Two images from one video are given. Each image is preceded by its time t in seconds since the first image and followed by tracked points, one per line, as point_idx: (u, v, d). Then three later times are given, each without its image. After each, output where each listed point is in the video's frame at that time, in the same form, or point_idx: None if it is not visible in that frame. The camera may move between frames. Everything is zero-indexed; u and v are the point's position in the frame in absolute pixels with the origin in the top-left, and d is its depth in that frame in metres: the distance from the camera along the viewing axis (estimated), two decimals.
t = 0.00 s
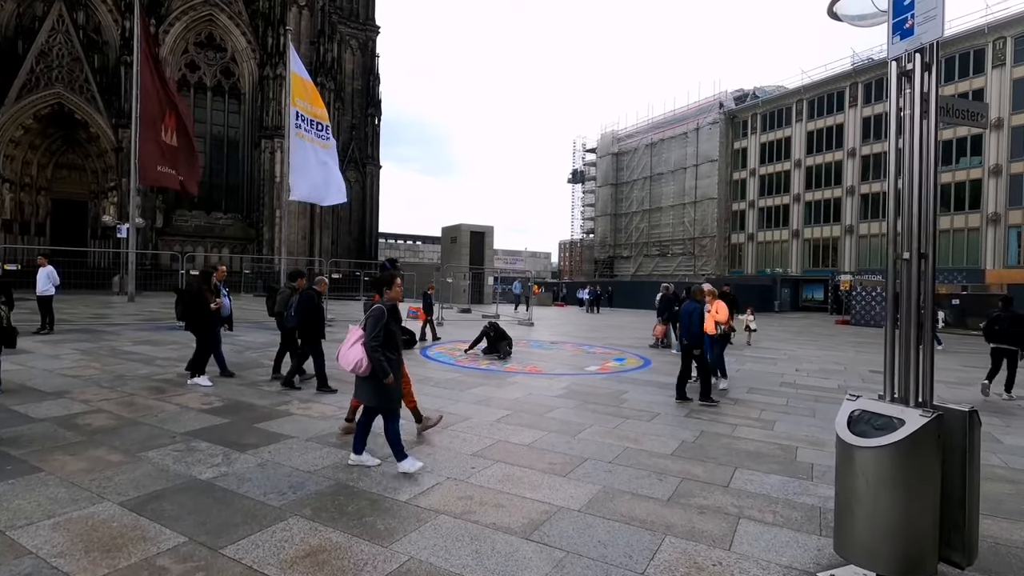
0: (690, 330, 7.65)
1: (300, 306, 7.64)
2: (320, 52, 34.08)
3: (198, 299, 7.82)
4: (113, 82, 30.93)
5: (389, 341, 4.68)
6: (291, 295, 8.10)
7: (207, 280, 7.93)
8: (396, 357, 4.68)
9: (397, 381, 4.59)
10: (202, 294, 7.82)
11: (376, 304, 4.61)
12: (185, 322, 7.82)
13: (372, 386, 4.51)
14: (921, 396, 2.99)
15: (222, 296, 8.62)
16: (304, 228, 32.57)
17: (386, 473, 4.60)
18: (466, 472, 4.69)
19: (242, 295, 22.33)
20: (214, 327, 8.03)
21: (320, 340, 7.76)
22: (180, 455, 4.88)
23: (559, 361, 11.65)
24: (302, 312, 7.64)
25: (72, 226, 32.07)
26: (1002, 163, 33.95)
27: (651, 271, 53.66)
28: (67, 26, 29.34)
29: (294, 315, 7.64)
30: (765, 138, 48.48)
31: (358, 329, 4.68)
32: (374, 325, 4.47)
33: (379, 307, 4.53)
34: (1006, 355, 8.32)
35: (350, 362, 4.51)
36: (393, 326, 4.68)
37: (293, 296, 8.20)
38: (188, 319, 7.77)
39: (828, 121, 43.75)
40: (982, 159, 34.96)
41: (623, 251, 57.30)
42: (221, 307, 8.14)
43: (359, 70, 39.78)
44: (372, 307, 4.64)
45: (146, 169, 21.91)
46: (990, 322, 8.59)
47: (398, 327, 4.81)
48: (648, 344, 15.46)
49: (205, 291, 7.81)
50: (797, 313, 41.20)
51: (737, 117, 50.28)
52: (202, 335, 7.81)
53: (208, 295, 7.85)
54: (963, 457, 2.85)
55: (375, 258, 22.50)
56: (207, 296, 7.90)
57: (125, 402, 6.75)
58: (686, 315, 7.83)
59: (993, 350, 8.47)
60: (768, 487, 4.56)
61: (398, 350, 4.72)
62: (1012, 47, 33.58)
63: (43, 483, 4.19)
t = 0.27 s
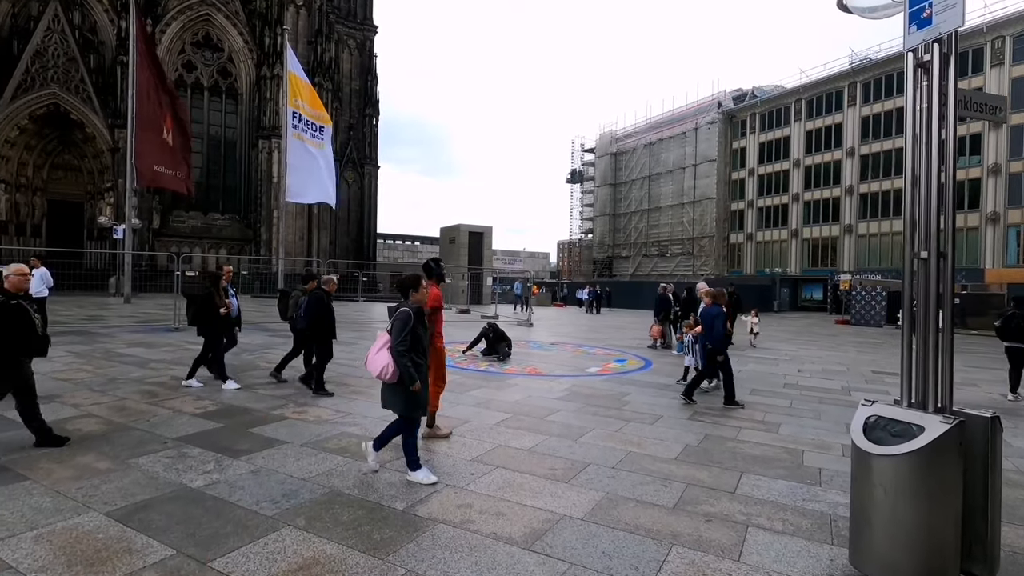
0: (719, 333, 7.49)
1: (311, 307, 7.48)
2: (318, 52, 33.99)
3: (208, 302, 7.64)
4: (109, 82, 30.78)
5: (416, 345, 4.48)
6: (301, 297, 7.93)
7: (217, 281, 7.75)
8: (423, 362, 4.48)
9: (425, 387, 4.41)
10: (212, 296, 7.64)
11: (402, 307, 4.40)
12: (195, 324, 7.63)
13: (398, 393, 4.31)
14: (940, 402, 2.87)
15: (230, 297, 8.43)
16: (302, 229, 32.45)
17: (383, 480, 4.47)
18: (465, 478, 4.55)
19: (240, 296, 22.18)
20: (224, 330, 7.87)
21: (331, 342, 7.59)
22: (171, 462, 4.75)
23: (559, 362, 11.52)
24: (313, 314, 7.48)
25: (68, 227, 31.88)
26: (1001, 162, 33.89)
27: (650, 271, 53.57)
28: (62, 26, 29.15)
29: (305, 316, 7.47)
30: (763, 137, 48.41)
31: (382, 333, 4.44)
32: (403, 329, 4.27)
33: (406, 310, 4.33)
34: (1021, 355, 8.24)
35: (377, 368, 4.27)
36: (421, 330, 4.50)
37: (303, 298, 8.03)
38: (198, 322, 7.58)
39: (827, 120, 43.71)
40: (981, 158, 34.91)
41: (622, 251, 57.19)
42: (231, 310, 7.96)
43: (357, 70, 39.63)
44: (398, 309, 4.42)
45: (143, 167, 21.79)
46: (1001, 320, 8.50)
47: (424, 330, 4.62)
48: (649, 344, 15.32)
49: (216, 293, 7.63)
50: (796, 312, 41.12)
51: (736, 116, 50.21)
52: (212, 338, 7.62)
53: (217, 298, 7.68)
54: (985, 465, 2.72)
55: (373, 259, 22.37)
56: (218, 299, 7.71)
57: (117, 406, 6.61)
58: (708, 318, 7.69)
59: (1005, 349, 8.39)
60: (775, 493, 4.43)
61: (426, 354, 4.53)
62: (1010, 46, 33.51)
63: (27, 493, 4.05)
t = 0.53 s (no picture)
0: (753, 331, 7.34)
1: (324, 306, 7.40)
2: (318, 51, 33.86)
3: (226, 302, 7.60)
4: (108, 82, 30.64)
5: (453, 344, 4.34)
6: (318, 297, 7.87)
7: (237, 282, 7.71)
8: (459, 361, 4.36)
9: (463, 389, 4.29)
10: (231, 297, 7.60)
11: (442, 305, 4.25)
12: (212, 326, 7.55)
13: (434, 396, 4.16)
14: (977, 406, 2.74)
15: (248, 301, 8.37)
16: (302, 228, 32.32)
17: (388, 485, 4.33)
18: (473, 483, 4.41)
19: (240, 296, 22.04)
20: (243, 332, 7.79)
21: (346, 343, 7.48)
22: (170, 466, 4.61)
23: (563, 362, 11.38)
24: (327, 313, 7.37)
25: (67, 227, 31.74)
26: (1004, 161, 33.78)
27: (651, 271, 53.42)
28: (61, 25, 28.97)
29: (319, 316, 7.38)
30: (764, 136, 48.29)
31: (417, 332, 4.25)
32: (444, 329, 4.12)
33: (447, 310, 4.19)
34: None
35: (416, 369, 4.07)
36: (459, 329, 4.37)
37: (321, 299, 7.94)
38: (216, 323, 7.51)
39: (828, 120, 43.59)
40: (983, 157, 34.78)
41: (623, 251, 57.06)
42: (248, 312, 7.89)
43: (357, 69, 39.48)
44: (434, 308, 4.25)
45: (145, 168, 21.83)
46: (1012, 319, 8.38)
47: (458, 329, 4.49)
48: (652, 344, 15.18)
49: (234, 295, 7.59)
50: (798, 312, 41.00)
51: (736, 116, 50.08)
52: (229, 339, 7.54)
53: (236, 299, 7.62)
54: None
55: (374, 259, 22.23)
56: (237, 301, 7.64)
57: (115, 409, 6.48)
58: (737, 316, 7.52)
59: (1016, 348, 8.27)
60: (793, 498, 4.29)
61: (461, 354, 4.41)
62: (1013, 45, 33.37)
63: (21, 499, 3.91)
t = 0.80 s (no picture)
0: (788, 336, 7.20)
1: (350, 308, 7.35)
2: (319, 50, 33.72)
3: (249, 304, 7.39)
4: (108, 82, 30.51)
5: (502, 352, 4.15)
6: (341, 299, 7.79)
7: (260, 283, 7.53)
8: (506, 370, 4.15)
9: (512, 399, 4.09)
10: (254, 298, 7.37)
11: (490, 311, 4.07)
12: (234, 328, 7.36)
13: (483, 405, 3.97)
14: None
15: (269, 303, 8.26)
16: (303, 229, 32.20)
17: (402, 492, 4.20)
18: (489, 490, 4.27)
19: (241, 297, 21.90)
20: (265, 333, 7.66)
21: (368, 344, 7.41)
22: (176, 473, 4.47)
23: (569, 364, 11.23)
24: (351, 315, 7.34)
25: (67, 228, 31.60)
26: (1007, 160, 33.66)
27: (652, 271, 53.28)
28: (61, 24, 28.83)
29: (343, 318, 7.31)
30: (766, 136, 48.16)
31: (464, 341, 4.09)
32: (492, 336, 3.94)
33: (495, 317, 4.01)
34: None
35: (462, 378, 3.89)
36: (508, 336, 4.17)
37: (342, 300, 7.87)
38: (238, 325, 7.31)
39: (830, 119, 43.47)
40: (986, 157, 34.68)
41: (624, 251, 56.92)
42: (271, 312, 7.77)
43: (358, 69, 39.35)
44: (479, 316, 4.06)
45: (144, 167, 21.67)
46: None
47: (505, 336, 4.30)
48: (658, 345, 15.03)
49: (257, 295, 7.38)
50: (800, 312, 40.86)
51: (738, 115, 49.95)
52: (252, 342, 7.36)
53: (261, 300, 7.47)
54: None
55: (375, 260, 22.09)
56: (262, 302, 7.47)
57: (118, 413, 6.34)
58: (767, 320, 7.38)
59: None
60: (820, 505, 4.14)
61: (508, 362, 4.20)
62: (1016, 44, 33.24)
63: (23, 509, 3.77)
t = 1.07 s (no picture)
0: (819, 338, 7.12)
1: (371, 309, 7.29)
2: (321, 51, 33.63)
3: (274, 304, 7.30)
4: (110, 83, 30.44)
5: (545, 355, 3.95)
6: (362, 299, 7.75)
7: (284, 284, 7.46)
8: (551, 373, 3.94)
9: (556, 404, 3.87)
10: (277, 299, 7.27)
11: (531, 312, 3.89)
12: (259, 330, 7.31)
13: (523, 410, 3.80)
14: None
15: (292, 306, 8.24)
16: (305, 229, 32.12)
17: (417, 500, 4.09)
18: (506, 497, 4.17)
19: (244, 298, 21.81)
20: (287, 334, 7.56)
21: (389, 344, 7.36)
22: (184, 480, 4.37)
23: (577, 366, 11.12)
24: (373, 316, 7.27)
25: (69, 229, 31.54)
26: (1011, 160, 33.52)
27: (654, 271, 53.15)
28: (63, 26, 28.76)
29: (365, 319, 7.26)
30: (769, 136, 48.03)
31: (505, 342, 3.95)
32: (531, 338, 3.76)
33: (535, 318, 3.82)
34: None
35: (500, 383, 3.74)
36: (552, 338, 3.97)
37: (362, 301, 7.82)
38: (263, 327, 7.25)
39: (833, 119, 43.34)
40: (990, 157, 34.54)
41: (626, 251, 56.78)
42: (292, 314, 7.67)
43: (360, 70, 39.26)
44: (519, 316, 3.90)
45: (148, 169, 21.61)
46: None
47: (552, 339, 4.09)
48: (665, 346, 14.91)
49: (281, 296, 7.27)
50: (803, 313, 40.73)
51: (740, 116, 49.84)
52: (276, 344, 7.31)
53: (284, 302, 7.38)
54: None
55: (377, 261, 22.01)
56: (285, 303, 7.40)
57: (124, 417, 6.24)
58: (798, 321, 7.28)
59: None
60: (845, 513, 4.03)
61: (553, 365, 3.99)
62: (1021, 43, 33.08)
63: (29, 519, 3.67)
